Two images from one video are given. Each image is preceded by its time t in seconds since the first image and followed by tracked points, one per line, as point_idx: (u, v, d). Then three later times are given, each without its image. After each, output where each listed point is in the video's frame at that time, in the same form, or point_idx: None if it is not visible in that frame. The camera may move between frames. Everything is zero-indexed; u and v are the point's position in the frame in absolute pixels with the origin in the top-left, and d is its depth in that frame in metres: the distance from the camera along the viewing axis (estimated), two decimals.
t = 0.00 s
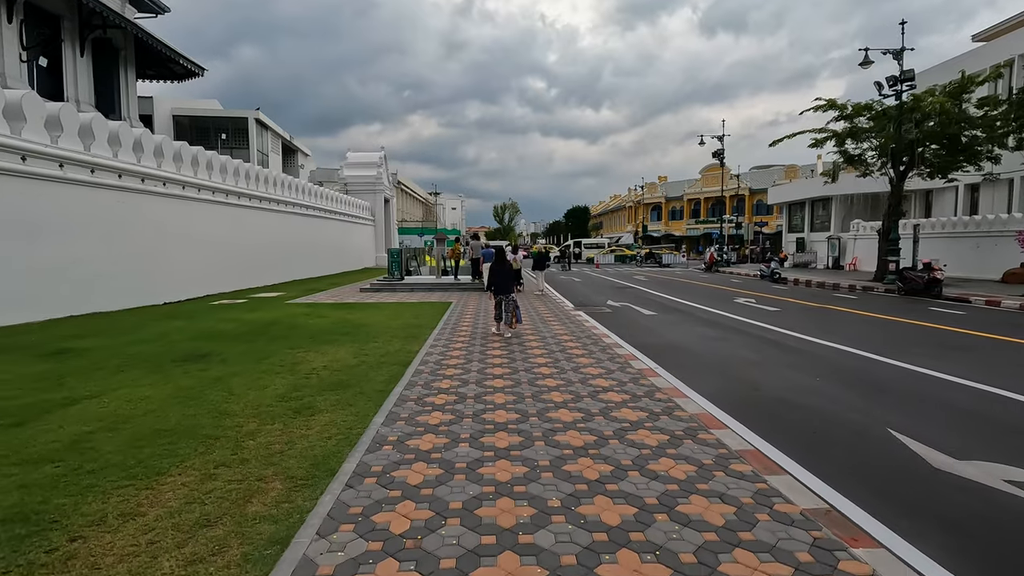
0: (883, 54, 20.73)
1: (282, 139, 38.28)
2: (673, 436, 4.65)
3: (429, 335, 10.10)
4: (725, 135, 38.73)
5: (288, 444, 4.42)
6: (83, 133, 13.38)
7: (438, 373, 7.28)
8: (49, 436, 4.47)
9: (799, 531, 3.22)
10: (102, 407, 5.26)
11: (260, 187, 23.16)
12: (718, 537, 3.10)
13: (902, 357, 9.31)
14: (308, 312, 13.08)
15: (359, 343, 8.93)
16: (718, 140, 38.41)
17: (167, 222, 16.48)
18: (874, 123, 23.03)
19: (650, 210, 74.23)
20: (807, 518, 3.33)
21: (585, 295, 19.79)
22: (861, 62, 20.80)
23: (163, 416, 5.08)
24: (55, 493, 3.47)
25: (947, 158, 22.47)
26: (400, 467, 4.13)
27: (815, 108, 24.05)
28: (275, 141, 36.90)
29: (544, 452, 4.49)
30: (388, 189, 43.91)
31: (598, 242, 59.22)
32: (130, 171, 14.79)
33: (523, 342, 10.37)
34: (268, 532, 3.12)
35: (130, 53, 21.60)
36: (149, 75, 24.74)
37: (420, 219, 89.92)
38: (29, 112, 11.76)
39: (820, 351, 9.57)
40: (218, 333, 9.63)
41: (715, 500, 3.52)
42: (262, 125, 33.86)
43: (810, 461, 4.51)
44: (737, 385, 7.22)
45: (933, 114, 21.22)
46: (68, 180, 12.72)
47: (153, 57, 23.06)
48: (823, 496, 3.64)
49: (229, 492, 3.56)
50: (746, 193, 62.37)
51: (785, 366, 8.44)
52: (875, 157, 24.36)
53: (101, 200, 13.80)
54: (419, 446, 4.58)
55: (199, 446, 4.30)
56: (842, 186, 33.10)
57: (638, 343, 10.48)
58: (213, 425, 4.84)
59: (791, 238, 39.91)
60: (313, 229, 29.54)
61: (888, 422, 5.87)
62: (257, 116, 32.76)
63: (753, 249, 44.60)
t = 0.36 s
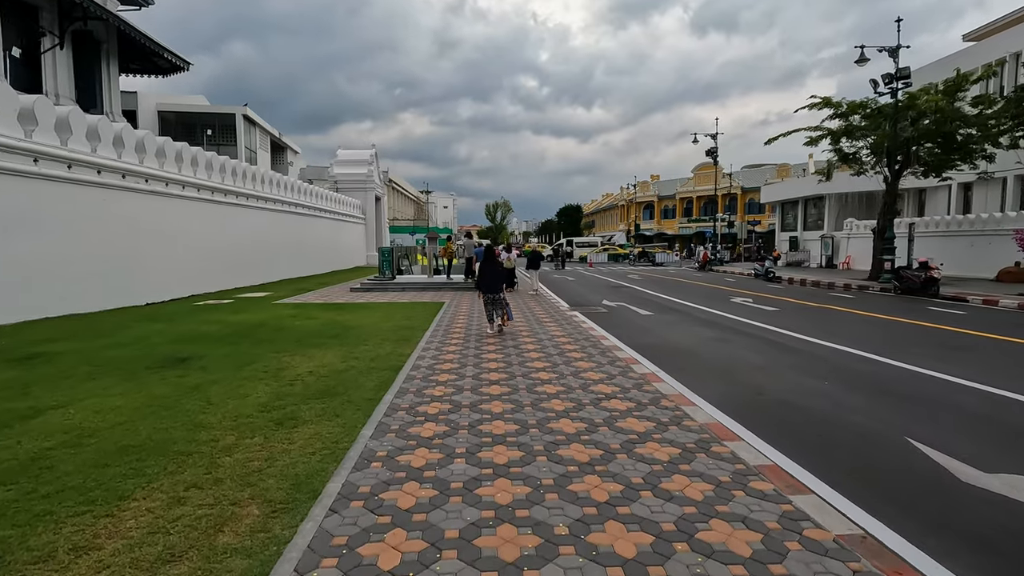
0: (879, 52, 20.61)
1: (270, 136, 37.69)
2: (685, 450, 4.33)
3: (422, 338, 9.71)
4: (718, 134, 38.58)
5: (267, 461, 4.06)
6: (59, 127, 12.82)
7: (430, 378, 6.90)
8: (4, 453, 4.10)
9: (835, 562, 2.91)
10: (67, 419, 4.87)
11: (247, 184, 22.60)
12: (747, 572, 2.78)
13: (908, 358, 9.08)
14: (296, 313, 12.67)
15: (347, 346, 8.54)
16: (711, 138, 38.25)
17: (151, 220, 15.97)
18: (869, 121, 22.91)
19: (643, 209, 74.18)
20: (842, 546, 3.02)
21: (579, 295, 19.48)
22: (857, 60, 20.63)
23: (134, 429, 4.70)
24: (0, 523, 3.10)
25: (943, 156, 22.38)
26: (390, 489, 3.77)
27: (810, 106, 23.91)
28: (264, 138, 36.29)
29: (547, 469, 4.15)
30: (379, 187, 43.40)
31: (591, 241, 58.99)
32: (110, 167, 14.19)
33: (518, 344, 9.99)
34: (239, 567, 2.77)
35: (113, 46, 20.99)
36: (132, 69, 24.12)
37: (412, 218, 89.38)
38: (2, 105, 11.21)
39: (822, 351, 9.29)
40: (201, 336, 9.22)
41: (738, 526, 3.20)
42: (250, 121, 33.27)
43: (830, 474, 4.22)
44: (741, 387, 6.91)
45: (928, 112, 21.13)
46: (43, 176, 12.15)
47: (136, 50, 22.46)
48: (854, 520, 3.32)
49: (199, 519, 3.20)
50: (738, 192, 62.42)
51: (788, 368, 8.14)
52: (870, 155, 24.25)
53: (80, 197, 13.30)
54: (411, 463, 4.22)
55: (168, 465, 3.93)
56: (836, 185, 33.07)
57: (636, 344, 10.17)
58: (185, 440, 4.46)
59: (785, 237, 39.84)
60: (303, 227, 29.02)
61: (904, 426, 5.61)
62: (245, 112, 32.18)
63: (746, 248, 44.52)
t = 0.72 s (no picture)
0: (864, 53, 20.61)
1: (250, 134, 36.87)
2: (688, 468, 3.95)
3: (403, 342, 9.23)
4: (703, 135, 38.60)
5: (224, 487, 3.63)
6: (18, 120, 12.08)
7: (411, 387, 6.46)
8: None
9: None
10: (5, 438, 4.40)
11: (225, 183, 21.85)
12: None
13: (905, 361, 8.86)
14: (272, 316, 12.16)
15: (324, 352, 8.07)
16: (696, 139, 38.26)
17: (120, 219, 15.26)
18: (853, 121, 22.95)
19: (628, 210, 74.30)
20: None
21: (567, 296, 19.14)
22: (842, 60, 20.60)
23: (79, 448, 4.25)
24: None
25: (926, 157, 22.47)
26: (361, 519, 3.34)
27: (794, 106, 23.93)
28: (243, 136, 35.43)
29: (537, 490, 3.75)
30: (362, 186, 42.72)
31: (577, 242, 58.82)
32: (74, 162, 13.43)
33: (504, 347, 9.59)
34: None
35: (82, 39, 20.19)
36: (104, 63, 23.32)
37: (396, 218, 88.57)
38: None
39: (817, 354, 9.05)
40: (168, 341, 8.71)
41: (755, 561, 2.84)
42: (228, 118, 32.45)
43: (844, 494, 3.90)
44: (738, 392, 6.61)
45: (912, 113, 21.23)
46: None
47: (107, 43, 21.65)
48: (879, 550, 3.00)
49: (137, 561, 2.78)
50: (723, 193, 62.76)
51: (784, 371, 7.87)
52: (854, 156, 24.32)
53: (42, 195, 12.60)
54: (386, 487, 3.78)
55: (111, 493, 3.49)
56: (819, 185, 33.25)
57: (625, 347, 9.84)
58: (134, 461, 4.01)
59: (769, 237, 40.01)
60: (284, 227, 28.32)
61: (911, 435, 5.33)
62: (222, 109, 31.40)
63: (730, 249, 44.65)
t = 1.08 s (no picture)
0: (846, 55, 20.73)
1: (225, 132, 35.93)
2: (692, 490, 3.61)
3: (381, 348, 8.76)
4: (685, 136, 38.67)
5: (173, 521, 3.20)
6: None
7: (388, 397, 6.02)
8: None
9: None
10: None
11: (199, 182, 20.98)
12: None
13: (896, 364, 8.71)
14: (245, 320, 11.60)
15: (297, 359, 7.58)
16: (678, 140, 38.30)
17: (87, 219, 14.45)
18: (834, 123, 23.07)
19: (610, 211, 74.45)
20: None
21: (552, 298, 18.81)
22: (824, 62, 20.66)
23: (11, 476, 3.77)
24: None
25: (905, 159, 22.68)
26: (328, 560, 2.91)
27: (776, 108, 24.02)
28: (217, 134, 34.46)
29: (528, 518, 3.36)
30: (341, 186, 41.96)
31: (559, 243, 58.76)
32: (31, 159, 12.52)
33: (489, 350, 9.18)
34: None
35: (43, 30, 19.25)
36: (68, 56, 22.38)
37: (377, 219, 87.56)
38: None
39: (810, 359, 8.84)
40: (129, 349, 8.16)
41: None
42: (202, 115, 31.50)
43: (859, 519, 3.61)
44: (735, 401, 6.33)
45: (892, 116, 21.56)
46: None
47: (71, 35, 20.73)
48: None
49: None
50: (704, 194, 63.20)
51: (779, 378, 7.63)
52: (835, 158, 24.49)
53: None
54: (358, 519, 3.35)
55: (41, 531, 3.05)
56: (799, 187, 33.53)
57: (612, 351, 9.52)
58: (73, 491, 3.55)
59: (750, 238, 40.28)
60: (262, 228, 27.54)
61: (915, 447, 5.08)
62: (195, 106, 30.50)
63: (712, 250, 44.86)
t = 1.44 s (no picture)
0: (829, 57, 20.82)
1: (201, 131, 35.02)
2: (706, 521, 3.27)
3: (362, 356, 8.32)
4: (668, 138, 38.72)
5: (115, 569, 2.78)
6: None
7: (368, 412, 5.59)
8: None
9: None
10: None
11: (173, 182, 20.23)
12: None
13: (893, 371, 8.52)
14: (218, 327, 11.05)
15: (271, 370, 7.12)
16: (662, 142, 38.32)
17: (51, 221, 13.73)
18: (818, 125, 23.14)
19: (594, 213, 74.49)
20: None
21: (538, 302, 18.44)
22: (809, 64, 20.68)
23: None
24: None
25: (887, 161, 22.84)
26: None
27: (760, 110, 24.06)
28: (192, 133, 33.51)
29: (526, 557, 2.98)
30: (322, 187, 41.19)
31: (543, 245, 58.55)
32: None
33: (475, 357, 8.76)
34: None
35: (6, 23, 18.38)
36: (34, 51, 21.47)
37: (359, 220, 86.49)
38: None
39: (805, 364, 8.58)
40: (89, 360, 7.61)
41: None
42: (176, 113, 30.59)
43: (883, 542, 3.30)
44: (733, 410, 6.01)
45: (874, 118, 21.75)
46: None
47: (37, 29, 19.87)
48: None
49: None
50: (686, 196, 63.51)
51: (775, 385, 7.34)
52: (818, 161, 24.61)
53: None
54: (333, 562, 2.94)
55: None
56: (782, 189, 33.71)
57: (601, 357, 9.20)
58: (2, 532, 3.10)
59: (733, 240, 40.47)
60: (240, 229, 26.79)
61: (926, 455, 4.81)
62: (168, 104, 29.62)
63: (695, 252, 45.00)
